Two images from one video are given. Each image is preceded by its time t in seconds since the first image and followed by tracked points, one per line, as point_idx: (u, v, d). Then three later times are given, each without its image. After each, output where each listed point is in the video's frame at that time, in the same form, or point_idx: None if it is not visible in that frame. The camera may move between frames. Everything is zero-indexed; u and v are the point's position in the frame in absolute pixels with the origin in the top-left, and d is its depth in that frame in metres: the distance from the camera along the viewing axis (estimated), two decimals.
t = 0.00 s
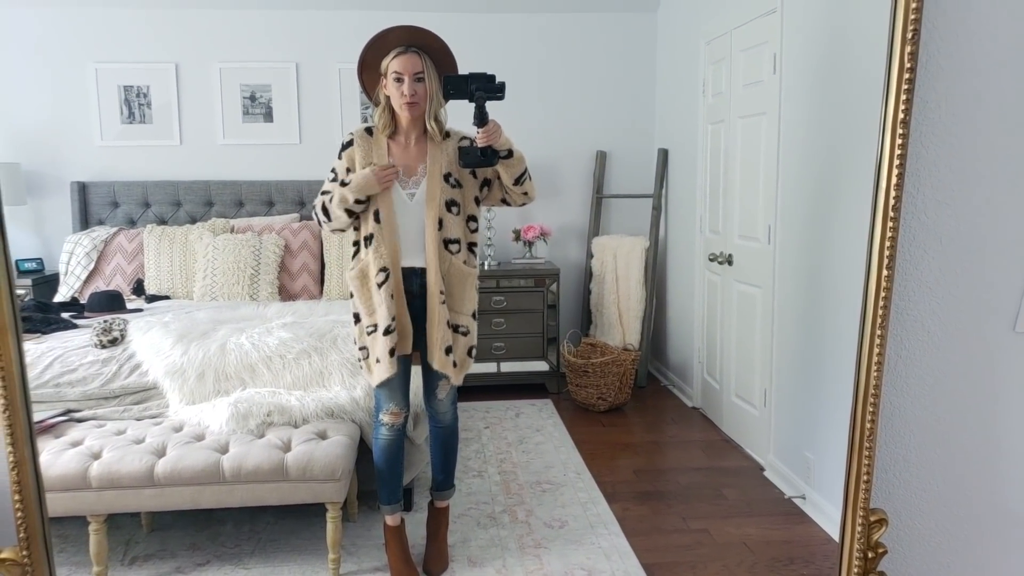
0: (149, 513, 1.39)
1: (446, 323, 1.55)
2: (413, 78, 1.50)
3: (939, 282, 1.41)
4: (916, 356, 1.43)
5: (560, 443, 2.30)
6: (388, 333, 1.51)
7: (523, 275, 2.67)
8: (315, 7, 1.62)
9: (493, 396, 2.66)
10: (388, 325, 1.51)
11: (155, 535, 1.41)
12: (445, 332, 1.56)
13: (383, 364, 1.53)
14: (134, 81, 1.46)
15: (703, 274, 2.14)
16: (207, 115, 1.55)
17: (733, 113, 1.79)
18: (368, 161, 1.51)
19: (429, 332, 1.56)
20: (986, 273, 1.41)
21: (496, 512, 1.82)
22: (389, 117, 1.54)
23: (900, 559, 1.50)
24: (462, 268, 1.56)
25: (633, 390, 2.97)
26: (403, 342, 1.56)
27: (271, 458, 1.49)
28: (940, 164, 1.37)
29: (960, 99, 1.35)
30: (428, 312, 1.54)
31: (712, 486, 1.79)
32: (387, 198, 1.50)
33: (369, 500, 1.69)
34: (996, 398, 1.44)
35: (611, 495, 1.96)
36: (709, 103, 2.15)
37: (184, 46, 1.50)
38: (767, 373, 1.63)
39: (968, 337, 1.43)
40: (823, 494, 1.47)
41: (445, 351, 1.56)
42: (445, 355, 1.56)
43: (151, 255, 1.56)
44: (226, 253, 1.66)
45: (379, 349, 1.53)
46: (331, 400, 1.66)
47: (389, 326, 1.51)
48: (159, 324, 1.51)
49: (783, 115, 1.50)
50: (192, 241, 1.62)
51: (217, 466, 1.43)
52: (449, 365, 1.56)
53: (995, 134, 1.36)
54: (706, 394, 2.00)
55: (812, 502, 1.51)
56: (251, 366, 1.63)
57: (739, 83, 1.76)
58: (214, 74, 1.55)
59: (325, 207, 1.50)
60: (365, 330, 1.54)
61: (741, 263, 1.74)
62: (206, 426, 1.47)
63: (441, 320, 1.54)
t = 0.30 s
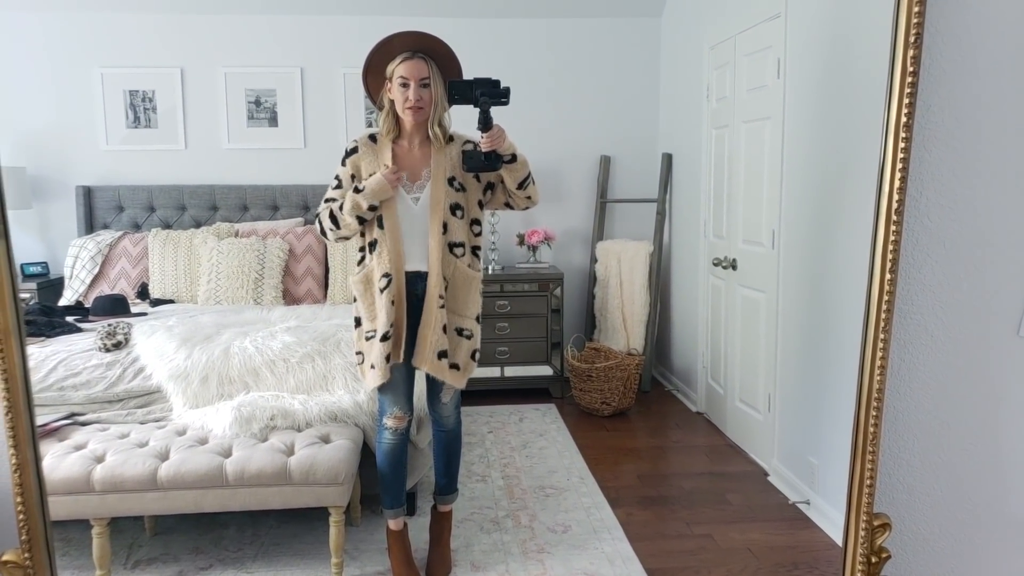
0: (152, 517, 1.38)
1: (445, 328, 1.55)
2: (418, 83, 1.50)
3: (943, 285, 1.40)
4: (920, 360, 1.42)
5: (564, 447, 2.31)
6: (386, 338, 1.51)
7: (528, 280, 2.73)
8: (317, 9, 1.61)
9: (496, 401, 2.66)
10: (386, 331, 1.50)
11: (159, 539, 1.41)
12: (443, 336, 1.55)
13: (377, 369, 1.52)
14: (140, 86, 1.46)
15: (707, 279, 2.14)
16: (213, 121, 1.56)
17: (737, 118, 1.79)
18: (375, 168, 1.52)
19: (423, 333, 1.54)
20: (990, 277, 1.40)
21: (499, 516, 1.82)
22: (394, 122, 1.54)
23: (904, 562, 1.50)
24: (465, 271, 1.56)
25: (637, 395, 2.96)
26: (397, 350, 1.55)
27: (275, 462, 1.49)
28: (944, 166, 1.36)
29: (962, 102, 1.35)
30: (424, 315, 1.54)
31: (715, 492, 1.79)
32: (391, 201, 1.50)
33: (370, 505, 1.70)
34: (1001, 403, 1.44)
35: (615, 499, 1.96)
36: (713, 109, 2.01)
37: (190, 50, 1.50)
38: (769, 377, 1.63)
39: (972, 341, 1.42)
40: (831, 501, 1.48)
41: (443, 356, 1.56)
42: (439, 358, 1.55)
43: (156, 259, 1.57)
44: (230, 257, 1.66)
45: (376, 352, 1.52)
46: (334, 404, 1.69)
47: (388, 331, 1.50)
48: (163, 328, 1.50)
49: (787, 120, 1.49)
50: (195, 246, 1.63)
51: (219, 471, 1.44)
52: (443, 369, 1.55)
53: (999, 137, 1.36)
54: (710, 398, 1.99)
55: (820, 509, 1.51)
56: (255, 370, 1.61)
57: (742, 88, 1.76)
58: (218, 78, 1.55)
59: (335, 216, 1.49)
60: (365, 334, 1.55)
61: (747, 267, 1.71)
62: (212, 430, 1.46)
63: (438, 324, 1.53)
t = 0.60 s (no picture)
0: (153, 517, 1.39)
1: (447, 328, 1.55)
2: (421, 86, 1.51)
3: (943, 284, 1.40)
4: (920, 359, 1.42)
5: (566, 449, 2.31)
6: (405, 337, 1.52)
7: (529, 282, 2.67)
8: (318, 11, 1.62)
9: (497, 404, 2.66)
10: (406, 330, 1.52)
11: (159, 540, 1.42)
12: (447, 338, 1.55)
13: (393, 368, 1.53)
14: (141, 87, 1.47)
15: (708, 281, 2.13)
16: (215, 124, 1.56)
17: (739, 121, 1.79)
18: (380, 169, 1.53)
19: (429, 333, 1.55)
20: (991, 276, 1.40)
21: (500, 518, 1.82)
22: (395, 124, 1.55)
23: (904, 562, 1.50)
24: (467, 272, 1.56)
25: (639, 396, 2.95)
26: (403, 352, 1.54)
27: (276, 463, 1.49)
28: (944, 163, 1.36)
29: (962, 100, 1.35)
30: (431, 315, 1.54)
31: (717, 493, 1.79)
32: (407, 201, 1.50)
33: (372, 506, 1.70)
34: (1003, 401, 1.43)
35: (617, 501, 1.95)
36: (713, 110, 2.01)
37: (189, 53, 1.51)
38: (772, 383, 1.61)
39: (972, 339, 1.42)
40: (830, 502, 1.48)
41: (448, 357, 1.57)
42: (446, 359, 1.56)
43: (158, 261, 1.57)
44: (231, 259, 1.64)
45: (390, 352, 1.54)
46: (335, 405, 1.70)
47: (407, 330, 1.52)
48: (164, 329, 1.50)
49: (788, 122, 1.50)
50: (198, 247, 1.61)
51: (221, 471, 1.44)
52: (450, 370, 1.56)
53: (1000, 135, 1.36)
54: (711, 400, 1.98)
55: (820, 510, 1.52)
56: (256, 371, 1.61)
57: (744, 91, 1.76)
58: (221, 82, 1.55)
59: (353, 217, 1.48)
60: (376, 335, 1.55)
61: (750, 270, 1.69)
62: (211, 431, 1.46)
63: (442, 324, 1.54)
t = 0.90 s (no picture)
0: (156, 520, 1.38)
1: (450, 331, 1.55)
2: (425, 88, 1.53)
3: (947, 286, 1.40)
4: (923, 360, 1.42)
5: (568, 451, 2.31)
6: (411, 338, 1.53)
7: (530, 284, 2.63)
8: (318, 13, 1.61)
9: (499, 406, 2.65)
10: (412, 330, 1.53)
11: (162, 542, 1.40)
12: (450, 340, 1.55)
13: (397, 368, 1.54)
14: (143, 89, 1.48)
15: (711, 283, 2.13)
16: (216, 125, 1.57)
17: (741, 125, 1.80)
18: (379, 170, 1.51)
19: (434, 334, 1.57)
20: (995, 277, 1.40)
21: (502, 520, 1.82)
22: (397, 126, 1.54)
23: (907, 564, 1.50)
24: (468, 275, 1.57)
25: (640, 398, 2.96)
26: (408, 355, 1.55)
27: (277, 465, 1.50)
28: (948, 165, 1.36)
29: (966, 102, 1.35)
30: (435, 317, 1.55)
31: (719, 495, 1.78)
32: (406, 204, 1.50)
33: (375, 508, 1.71)
34: (1006, 402, 1.43)
35: (619, 503, 1.95)
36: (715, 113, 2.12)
37: (193, 55, 1.51)
38: (773, 383, 1.66)
39: (976, 341, 1.42)
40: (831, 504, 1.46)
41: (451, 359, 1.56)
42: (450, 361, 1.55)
43: (159, 263, 1.58)
44: (234, 261, 1.67)
45: (393, 354, 1.54)
46: (338, 407, 1.69)
47: (414, 331, 1.53)
48: (166, 331, 1.52)
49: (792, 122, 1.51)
50: (200, 249, 1.63)
51: (223, 473, 1.44)
52: (452, 372, 1.56)
53: (1004, 136, 1.36)
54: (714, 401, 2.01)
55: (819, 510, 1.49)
56: (258, 373, 1.63)
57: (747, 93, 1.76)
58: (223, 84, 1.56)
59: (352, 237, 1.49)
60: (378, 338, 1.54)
61: (751, 270, 1.73)
62: (212, 432, 1.48)
63: (445, 326, 1.54)
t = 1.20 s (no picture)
0: (157, 522, 1.39)
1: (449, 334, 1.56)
2: (425, 92, 1.53)
3: (947, 291, 1.40)
4: (925, 365, 1.42)
5: (569, 454, 2.31)
6: (407, 342, 1.55)
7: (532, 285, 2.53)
8: (319, 18, 1.62)
9: (500, 409, 2.65)
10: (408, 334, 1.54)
11: (163, 545, 1.42)
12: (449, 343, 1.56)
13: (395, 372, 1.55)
14: (145, 93, 1.48)
15: (711, 286, 2.15)
16: (218, 129, 1.57)
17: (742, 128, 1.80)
18: (379, 173, 1.51)
19: (433, 338, 1.57)
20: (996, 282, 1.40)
21: (502, 523, 1.82)
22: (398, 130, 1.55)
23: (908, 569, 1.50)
24: (469, 277, 1.57)
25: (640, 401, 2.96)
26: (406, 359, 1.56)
27: (278, 468, 1.48)
28: (949, 170, 1.37)
29: (966, 106, 1.35)
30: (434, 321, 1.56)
31: (720, 498, 1.78)
32: (404, 208, 1.50)
33: (376, 511, 1.67)
34: (1007, 407, 1.43)
35: (619, 507, 1.90)
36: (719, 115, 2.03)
37: (193, 58, 1.52)
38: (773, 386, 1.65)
39: (977, 346, 1.42)
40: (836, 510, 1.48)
41: (449, 362, 1.58)
42: (448, 364, 1.57)
43: (161, 264, 1.59)
44: (236, 264, 1.68)
45: (390, 358, 1.55)
46: (339, 410, 1.66)
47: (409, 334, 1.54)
48: (168, 334, 1.53)
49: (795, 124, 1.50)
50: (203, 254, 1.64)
51: (225, 475, 1.44)
52: (450, 375, 1.57)
53: (1005, 141, 1.36)
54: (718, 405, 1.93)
55: (825, 517, 1.52)
56: (260, 376, 1.64)
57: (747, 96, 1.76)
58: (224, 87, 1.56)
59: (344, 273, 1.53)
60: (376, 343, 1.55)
61: (753, 274, 1.69)
62: (213, 434, 1.47)
63: (443, 329, 1.55)
